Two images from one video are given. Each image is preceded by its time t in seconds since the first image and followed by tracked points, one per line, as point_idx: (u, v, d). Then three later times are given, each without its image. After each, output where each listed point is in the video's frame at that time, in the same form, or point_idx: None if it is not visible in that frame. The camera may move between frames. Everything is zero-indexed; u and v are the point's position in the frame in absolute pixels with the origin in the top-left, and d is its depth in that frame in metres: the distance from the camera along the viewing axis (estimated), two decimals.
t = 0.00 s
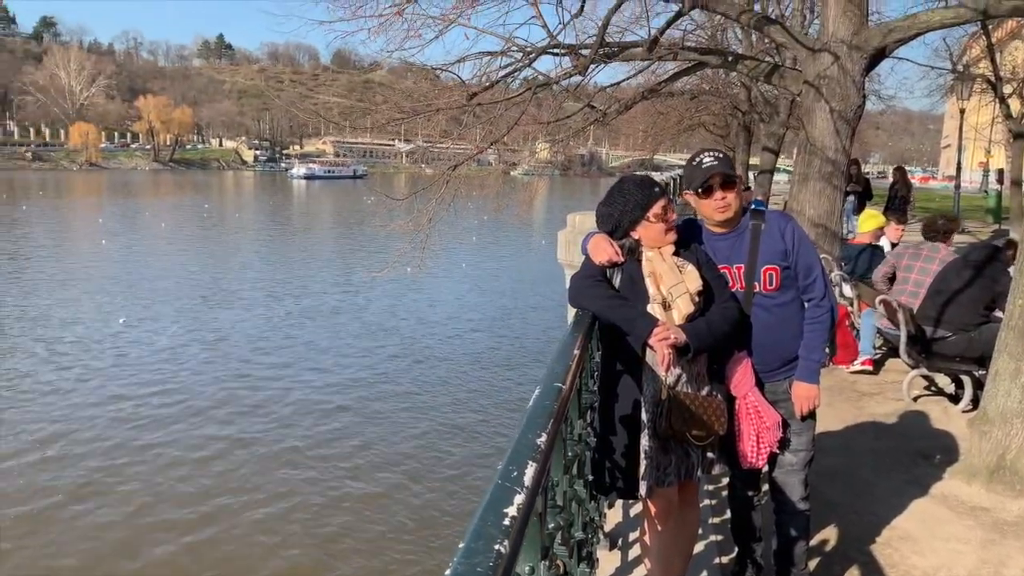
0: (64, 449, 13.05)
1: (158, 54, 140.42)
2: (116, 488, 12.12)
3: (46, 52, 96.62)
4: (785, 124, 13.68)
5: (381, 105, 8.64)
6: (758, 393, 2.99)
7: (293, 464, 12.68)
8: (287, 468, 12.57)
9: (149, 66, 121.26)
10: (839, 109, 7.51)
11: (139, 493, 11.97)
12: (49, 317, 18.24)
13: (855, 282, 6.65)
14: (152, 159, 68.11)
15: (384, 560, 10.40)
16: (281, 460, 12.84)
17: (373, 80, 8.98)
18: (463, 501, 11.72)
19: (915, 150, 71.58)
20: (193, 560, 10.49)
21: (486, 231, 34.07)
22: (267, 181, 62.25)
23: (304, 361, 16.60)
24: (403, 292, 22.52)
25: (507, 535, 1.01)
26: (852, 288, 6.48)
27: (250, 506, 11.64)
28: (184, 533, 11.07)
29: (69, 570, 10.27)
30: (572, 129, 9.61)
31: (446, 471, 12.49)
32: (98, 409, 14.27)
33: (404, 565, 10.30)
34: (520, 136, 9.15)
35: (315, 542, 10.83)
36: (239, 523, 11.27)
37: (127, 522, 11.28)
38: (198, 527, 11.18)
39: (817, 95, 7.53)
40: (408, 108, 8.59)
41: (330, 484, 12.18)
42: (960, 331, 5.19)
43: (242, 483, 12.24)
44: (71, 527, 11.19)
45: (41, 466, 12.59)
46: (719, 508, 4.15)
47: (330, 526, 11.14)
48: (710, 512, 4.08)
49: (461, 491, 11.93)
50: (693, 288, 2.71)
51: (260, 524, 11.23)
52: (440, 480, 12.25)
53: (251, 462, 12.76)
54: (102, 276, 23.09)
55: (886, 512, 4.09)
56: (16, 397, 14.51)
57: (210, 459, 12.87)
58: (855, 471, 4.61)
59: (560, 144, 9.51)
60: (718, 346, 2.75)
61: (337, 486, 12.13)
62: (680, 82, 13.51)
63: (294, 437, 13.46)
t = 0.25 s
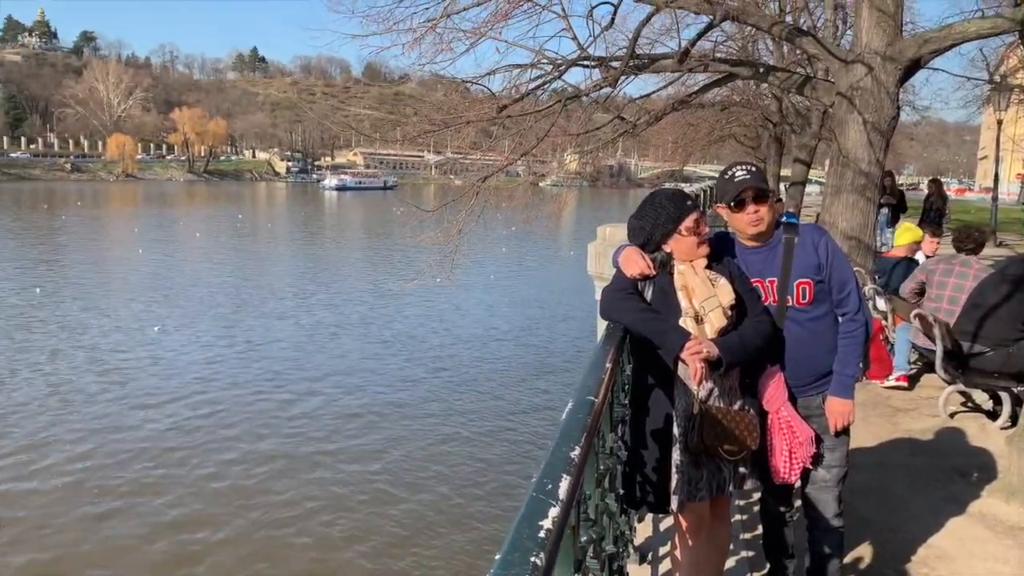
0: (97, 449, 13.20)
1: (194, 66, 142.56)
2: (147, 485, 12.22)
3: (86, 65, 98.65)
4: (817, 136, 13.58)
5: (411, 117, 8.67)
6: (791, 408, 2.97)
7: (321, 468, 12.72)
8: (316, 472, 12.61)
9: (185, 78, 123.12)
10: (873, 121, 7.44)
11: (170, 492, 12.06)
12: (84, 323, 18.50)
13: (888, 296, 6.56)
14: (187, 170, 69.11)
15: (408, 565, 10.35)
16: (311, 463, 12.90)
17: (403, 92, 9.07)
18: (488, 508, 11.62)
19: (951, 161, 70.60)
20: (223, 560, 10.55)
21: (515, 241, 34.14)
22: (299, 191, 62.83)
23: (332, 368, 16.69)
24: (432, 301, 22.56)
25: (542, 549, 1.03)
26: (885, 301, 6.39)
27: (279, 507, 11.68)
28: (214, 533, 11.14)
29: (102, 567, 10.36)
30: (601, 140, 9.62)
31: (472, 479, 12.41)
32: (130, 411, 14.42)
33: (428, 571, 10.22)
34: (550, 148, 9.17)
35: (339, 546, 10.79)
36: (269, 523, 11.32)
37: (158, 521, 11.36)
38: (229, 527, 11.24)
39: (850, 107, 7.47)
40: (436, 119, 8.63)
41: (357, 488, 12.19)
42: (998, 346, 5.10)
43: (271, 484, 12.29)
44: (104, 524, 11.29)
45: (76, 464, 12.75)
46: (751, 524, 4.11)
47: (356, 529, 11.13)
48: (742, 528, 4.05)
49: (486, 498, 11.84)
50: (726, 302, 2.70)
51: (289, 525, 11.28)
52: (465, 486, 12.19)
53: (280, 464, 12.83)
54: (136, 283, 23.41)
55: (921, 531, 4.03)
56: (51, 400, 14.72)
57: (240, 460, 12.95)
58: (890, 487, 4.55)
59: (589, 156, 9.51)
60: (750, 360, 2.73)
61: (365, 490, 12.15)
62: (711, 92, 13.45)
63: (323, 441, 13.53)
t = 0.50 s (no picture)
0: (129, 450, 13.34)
1: (226, 81, 144.58)
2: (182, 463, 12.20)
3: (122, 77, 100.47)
4: (848, 146, 13.46)
5: (439, 128, 8.73)
6: (823, 421, 2.94)
7: (353, 454, 12.65)
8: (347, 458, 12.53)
9: (218, 92, 124.81)
10: (904, 131, 7.37)
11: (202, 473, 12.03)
12: (116, 328, 18.70)
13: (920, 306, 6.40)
14: (219, 180, 69.94)
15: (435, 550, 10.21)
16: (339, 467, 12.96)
17: (431, 103, 9.05)
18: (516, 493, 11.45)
19: (985, 172, 69.52)
20: (255, 537, 10.49)
21: (542, 250, 34.18)
22: (329, 202, 63.29)
23: (361, 363, 16.67)
24: (460, 309, 22.56)
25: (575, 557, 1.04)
26: (918, 314, 6.30)
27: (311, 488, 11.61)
28: (237, 512, 10.99)
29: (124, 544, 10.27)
30: (630, 150, 9.60)
31: (500, 468, 12.23)
32: (162, 399, 14.47)
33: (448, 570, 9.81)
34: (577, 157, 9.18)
35: (368, 529, 10.67)
36: (299, 504, 11.25)
37: (193, 497, 11.32)
38: (261, 505, 11.19)
39: (882, 117, 7.39)
40: (463, 131, 8.68)
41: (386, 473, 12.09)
42: None
43: (304, 466, 12.24)
44: (138, 499, 11.27)
45: (110, 443, 12.75)
46: (781, 538, 4.07)
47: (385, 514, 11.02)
48: (773, 541, 4.01)
49: (515, 487, 11.66)
50: (758, 313, 2.69)
51: (320, 505, 11.19)
52: (491, 475, 12.05)
53: (312, 448, 12.76)
54: (167, 292, 23.67)
55: (956, 547, 3.96)
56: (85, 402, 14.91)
57: (272, 442, 12.91)
58: (923, 503, 4.48)
59: (616, 166, 9.49)
60: (782, 373, 2.72)
61: (387, 484, 11.80)
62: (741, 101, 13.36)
63: (354, 429, 13.48)
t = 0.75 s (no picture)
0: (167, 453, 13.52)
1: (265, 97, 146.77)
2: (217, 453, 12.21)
3: (165, 91, 102.59)
4: (888, 157, 13.28)
5: (473, 139, 8.77)
6: (863, 437, 2.90)
7: (384, 446, 12.57)
8: (378, 451, 12.44)
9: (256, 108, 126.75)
10: (947, 142, 7.25)
11: (235, 467, 11.97)
12: (154, 335, 18.95)
13: (964, 323, 6.32)
14: (256, 191, 70.78)
15: (468, 539, 10.06)
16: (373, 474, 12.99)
17: (466, 115, 8.98)
18: (550, 488, 11.28)
19: None
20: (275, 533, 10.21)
21: (577, 262, 34.15)
22: (364, 213, 63.73)
23: (394, 371, 16.68)
24: (493, 321, 22.53)
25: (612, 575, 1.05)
26: (961, 329, 6.19)
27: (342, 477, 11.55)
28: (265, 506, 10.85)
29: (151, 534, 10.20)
30: (666, 161, 9.56)
31: (532, 462, 12.07)
32: (199, 399, 14.55)
33: None
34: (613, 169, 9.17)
35: (398, 515, 10.56)
36: (331, 498, 11.08)
37: (227, 486, 11.31)
38: (294, 494, 11.13)
39: (924, 127, 7.27)
40: (498, 144, 8.71)
41: (416, 464, 11.97)
42: None
43: (336, 458, 12.18)
44: (167, 490, 11.21)
45: (146, 439, 12.86)
46: (820, 555, 4.01)
47: (416, 502, 10.90)
48: (812, 559, 3.95)
49: (546, 494, 11.15)
50: (797, 328, 2.66)
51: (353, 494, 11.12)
52: (524, 470, 11.88)
53: (344, 443, 12.72)
54: (205, 301, 23.96)
55: (1002, 568, 3.87)
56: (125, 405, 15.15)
57: (306, 438, 12.89)
58: (968, 523, 4.38)
59: (652, 177, 9.44)
60: (821, 388, 2.68)
61: (418, 487, 11.38)
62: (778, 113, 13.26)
63: (385, 425, 13.43)
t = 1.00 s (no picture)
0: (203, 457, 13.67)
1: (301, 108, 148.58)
2: (249, 463, 12.32)
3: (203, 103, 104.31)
4: (928, 167, 13.08)
5: (506, 150, 8.80)
6: (904, 451, 2.85)
7: (414, 457, 12.60)
8: (408, 460, 12.47)
9: (292, 118, 128.35)
10: (989, 151, 7.12)
11: (269, 469, 12.09)
12: (191, 343, 19.20)
13: (1007, 337, 6.21)
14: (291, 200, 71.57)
15: (501, 545, 10.04)
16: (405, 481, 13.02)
17: (499, 126, 9.05)
18: (583, 496, 11.21)
19: None
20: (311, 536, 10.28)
21: (609, 272, 34.03)
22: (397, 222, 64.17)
23: (427, 378, 16.72)
24: (526, 330, 22.53)
25: None
26: (1003, 342, 6.07)
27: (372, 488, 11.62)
28: (298, 508, 10.94)
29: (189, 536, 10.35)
30: (701, 171, 9.51)
31: (565, 470, 12.01)
32: (233, 407, 14.70)
33: None
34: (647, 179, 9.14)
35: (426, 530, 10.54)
36: (364, 502, 11.15)
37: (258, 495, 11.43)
38: (328, 497, 11.20)
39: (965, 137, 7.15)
40: (531, 153, 8.70)
41: (447, 476, 11.96)
42: None
43: (366, 470, 12.23)
44: (203, 494, 11.35)
45: (182, 441, 12.99)
46: (859, 570, 3.95)
47: (445, 514, 10.88)
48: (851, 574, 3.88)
49: (579, 501, 11.09)
50: (835, 340, 2.63)
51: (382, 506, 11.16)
52: (556, 477, 11.81)
53: (376, 452, 12.78)
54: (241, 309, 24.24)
55: None
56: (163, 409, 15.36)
57: (337, 447, 12.97)
58: (1012, 540, 4.28)
59: (686, 187, 9.40)
60: (860, 401, 2.64)
61: (452, 490, 11.38)
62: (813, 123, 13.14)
63: (417, 432, 13.45)
